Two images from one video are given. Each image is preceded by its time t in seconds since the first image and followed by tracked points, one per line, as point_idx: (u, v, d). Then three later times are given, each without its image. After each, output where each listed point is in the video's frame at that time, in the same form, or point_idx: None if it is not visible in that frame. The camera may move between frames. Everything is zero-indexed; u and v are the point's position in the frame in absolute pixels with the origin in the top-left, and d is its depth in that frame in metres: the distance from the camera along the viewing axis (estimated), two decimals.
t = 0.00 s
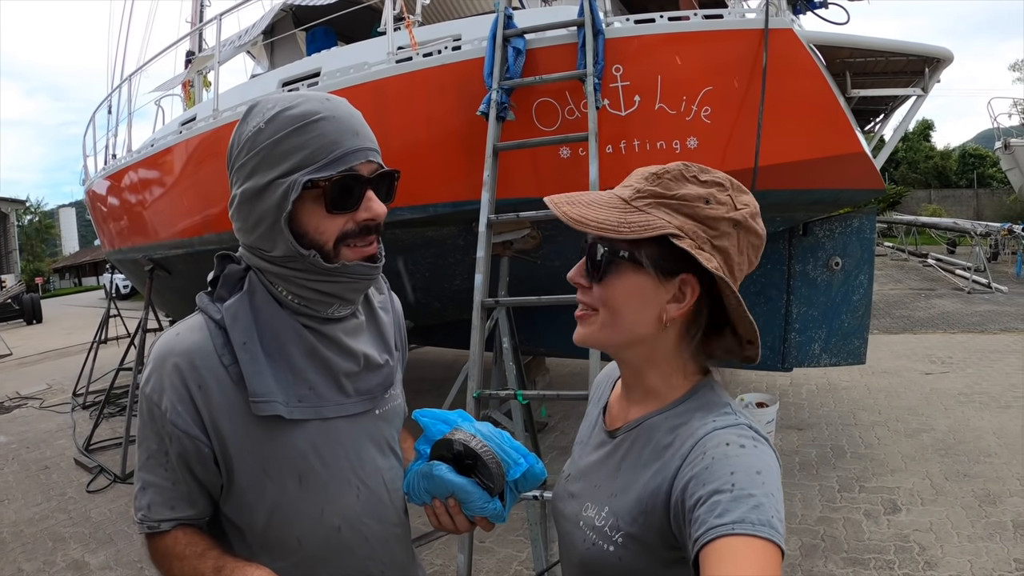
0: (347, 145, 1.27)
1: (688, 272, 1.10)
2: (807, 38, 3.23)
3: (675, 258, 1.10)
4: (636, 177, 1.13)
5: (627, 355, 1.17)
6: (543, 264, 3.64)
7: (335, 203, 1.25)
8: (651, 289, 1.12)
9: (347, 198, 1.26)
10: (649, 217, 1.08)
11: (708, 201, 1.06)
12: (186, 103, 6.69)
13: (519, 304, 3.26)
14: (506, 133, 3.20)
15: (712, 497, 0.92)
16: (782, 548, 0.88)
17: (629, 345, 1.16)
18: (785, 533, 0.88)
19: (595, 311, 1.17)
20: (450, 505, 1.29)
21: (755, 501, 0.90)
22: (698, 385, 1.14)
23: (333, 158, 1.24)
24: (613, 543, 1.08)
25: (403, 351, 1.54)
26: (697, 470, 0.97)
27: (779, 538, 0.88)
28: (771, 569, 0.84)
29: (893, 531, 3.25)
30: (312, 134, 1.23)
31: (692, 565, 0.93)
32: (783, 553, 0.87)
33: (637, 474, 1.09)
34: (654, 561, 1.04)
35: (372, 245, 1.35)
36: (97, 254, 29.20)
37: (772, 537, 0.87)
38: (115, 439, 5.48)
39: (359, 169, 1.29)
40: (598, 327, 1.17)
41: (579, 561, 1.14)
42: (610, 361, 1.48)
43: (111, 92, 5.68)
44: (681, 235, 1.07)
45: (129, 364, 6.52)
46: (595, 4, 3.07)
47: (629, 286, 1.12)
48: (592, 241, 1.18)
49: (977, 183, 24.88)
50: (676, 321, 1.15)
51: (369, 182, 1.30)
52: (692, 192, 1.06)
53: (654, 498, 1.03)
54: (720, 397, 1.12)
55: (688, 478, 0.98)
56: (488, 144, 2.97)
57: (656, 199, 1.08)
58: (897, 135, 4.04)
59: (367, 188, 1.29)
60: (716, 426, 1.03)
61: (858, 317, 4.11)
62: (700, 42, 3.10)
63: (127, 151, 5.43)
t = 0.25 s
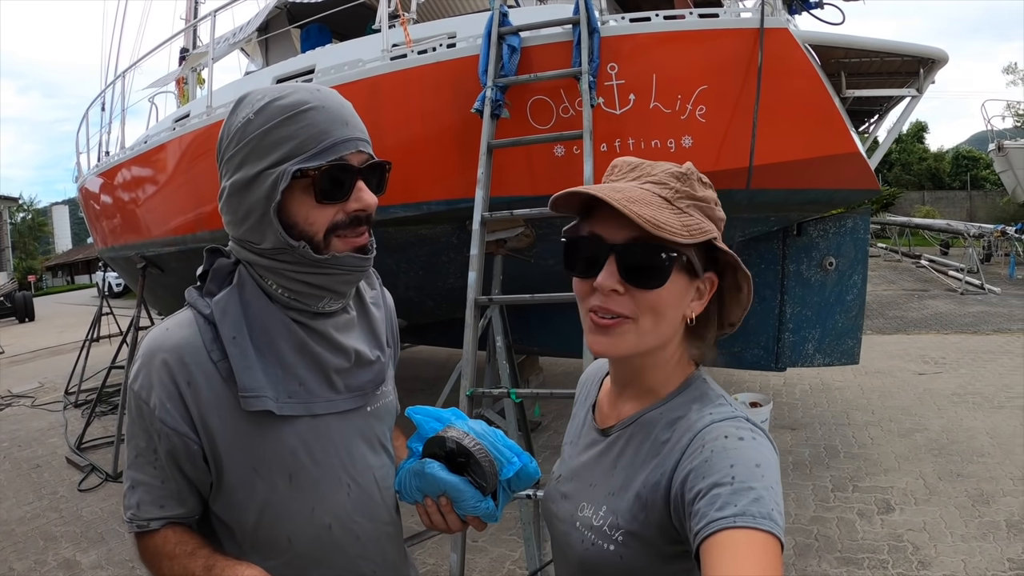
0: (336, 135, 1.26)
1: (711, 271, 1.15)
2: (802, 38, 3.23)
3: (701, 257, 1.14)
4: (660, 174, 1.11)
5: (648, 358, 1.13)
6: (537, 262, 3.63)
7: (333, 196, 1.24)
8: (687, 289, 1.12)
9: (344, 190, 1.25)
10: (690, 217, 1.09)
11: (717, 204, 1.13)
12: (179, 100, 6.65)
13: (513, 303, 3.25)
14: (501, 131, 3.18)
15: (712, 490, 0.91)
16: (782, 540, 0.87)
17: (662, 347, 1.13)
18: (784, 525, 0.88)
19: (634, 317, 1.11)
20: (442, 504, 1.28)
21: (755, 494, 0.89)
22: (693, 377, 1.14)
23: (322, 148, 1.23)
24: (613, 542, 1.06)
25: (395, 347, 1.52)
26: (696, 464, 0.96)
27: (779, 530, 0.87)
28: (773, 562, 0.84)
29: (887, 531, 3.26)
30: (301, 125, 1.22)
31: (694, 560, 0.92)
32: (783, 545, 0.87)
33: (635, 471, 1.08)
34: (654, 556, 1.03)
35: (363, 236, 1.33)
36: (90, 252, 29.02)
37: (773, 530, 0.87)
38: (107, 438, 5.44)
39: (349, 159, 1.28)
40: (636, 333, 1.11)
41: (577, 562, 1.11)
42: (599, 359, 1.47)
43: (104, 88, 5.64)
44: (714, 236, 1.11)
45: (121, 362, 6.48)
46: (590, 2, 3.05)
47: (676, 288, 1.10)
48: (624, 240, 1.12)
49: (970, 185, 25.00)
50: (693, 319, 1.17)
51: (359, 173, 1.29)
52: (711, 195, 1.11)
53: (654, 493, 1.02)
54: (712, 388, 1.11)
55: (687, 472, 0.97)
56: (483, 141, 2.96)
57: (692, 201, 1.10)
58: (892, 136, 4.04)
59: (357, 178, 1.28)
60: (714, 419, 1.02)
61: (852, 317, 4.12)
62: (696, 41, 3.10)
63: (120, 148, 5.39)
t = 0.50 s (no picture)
0: (325, 130, 1.25)
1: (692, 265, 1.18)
2: (794, 39, 3.24)
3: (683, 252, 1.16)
4: (643, 172, 1.11)
5: (642, 356, 1.14)
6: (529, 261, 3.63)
7: (318, 189, 1.24)
8: (675, 286, 1.14)
9: (330, 184, 1.25)
10: (677, 214, 1.10)
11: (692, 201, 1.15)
12: (174, 97, 6.63)
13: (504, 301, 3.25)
14: (492, 130, 3.18)
15: (697, 483, 0.91)
16: (766, 532, 0.88)
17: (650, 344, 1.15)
18: (768, 517, 0.88)
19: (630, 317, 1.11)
20: (427, 501, 1.27)
21: (740, 487, 0.89)
22: (671, 374, 1.14)
23: (311, 143, 1.22)
24: (599, 539, 1.06)
25: (382, 344, 1.52)
26: (680, 458, 0.96)
27: (764, 522, 0.88)
28: (758, 553, 0.84)
29: (878, 530, 3.27)
30: (290, 120, 1.22)
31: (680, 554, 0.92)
32: (767, 537, 0.87)
33: (619, 466, 1.08)
34: (639, 552, 1.03)
35: (351, 230, 1.33)
36: (84, 250, 28.88)
37: (757, 522, 0.87)
38: (98, 436, 5.41)
39: (338, 155, 1.27)
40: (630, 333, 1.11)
41: (562, 561, 1.11)
42: (569, 357, 1.47)
43: (97, 84, 5.62)
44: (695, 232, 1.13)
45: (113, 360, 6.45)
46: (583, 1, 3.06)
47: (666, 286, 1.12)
48: (617, 240, 1.11)
49: (964, 188, 25.14)
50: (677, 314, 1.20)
51: (347, 168, 1.28)
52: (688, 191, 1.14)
53: (639, 488, 1.02)
54: (692, 384, 1.12)
55: (671, 466, 0.97)
56: (475, 140, 2.96)
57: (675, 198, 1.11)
58: (884, 137, 4.06)
59: (345, 174, 1.27)
60: (696, 413, 1.02)
61: (843, 317, 4.14)
62: (688, 42, 3.10)
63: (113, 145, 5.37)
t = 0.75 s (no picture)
0: (339, 123, 1.25)
1: (661, 249, 1.12)
2: (794, 39, 3.25)
3: (644, 235, 1.12)
4: (601, 161, 1.15)
5: (597, 338, 1.17)
6: (528, 259, 3.63)
7: (329, 180, 1.23)
8: (626, 268, 1.13)
9: (340, 176, 1.24)
10: (621, 197, 1.09)
11: (675, 181, 1.08)
12: (172, 94, 6.62)
13: (504, 299, 3.25)
14: (493, 128, 3.18)
15: (704, 476, 0.92)
16: (774, 524, 0.89)
17: (607, 328, 1.16)
18: (776, 509, 0.89)
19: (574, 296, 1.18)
20: (434, 494, 1.28)
21: (747, 479, 0.90)
22: (676, 368, 1.16)
23: (326, 135, 1.22)
24: (603, 531, 1.07)
25: (388, 339, 1.53)
26: (686, 451, 0.97)
27: (772, 514, 0.88)
28: (767, 545, 0.85)
29: (876, 529, 3.28)
30: (305, 111, 1.22)
31: (687, 546, 0.93)
32: (775, 529, 0.88)
33: (623, 460, 1.09)
34: (644, 544, 1.04)
35: (361, 224, 1.33)
36: (81, 248, 28.79)
37: (765, 514, 0.87)
38: (96, 433, 5.40)
39: (351, 147, 1.27)
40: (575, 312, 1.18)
41: (565, 554, 1.12)
42: (575, 351, 1.48)
43: (95, 82, 5.61)
44: (653, 213, 1.08)
45: (110, 357, 6.44)
46: None
47: (606, 267, 1.13)
48: (559, 226, 1.19)
49: (961, 189, 25.21)
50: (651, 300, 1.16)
51: (361, 161, 1.28)
52: (659, 172, 1.08)
53: (644, 481, 1.03)
54: (699, 380, 1.13)
55: (677, 459, 0.98)
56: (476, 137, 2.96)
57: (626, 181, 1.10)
58: (882, 138, 4.07)
59: (358, 166, 1.27)
60: (702, 407, 1.03)
61: (841, 317, 4.15)
62: (689, 41, 3.11)
63: (111, 142, 5.36)
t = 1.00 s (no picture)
0: (358, 124, 1.25)
1: (657, 250, 1.11)
2: (795, 40, 3.25)
3: (641, 235, 1.12)
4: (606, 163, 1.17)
5: (600, 337, 1.20)
6: (528, 259, 3.63)
7: (345, 182, 1.24)
8: (622, 269, 1.14)
9: (356, 177, 1.24)
10: (617, 198, 1.11)
11: (676, 180, 1.07)
12: (170, 94, 6.60)
13: (504, 299, 3.25)
14: (495, 128, 3.18)
15: (710, 480, 0.92)
16: (781, 530, 0.88)
17: (608, 328, 1.18)
18: (782, 515, 0.88)
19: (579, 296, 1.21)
20: (444, 495, 1.28)
21: (754, 484, 0.89)
22: (688, 372, 1.16)
23: (346, 135, 1.22)
24: (609, 531, 1.07)
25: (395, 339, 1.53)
26: (694, 455, 0.97)
27: (778, 520, 0.88)
28: (772, 551, 0.84)
29: (876, 528, 3.29)
30: (325, 111, 1.22)
31: (691, 549, 0.93)
32: (782, 535, 0.88)
33: (630, 462, 1.09)
34: (649, 546, 1.04)
35: (377, 226, 1.33)
36: (77, 247, 28.73)
37: (771, 519, 0.87)
38: (94, 434, 5.39)
39: (370, 149, 1.27)
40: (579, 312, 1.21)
41: (572, 553, 1.13)
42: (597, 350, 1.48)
43: (93, 81, 5.59)
44: (646, 213, 1.08)
45: (108, 358, 6.42)
46: None
47: (602, 268, 1.15)
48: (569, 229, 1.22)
49: (957, 189, 25.28)
50: (649, 302, 1.16)
51: (378, 163, 1.29)
52: (660, 172, 1.08)
53: (651, 484, 1.03)
54: (711, 382, 1.13)
55: (684, 462, 0.98)
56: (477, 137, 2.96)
57: (624, 181, 1.11)
58: (882, 138, 4.08)
59: (376, 168, 1.27)
60: (710, 411, 1.02)
61: (840, 317, 4.15)
62: (691, 41, 3.11)
63: (109, 141, 5.34)
